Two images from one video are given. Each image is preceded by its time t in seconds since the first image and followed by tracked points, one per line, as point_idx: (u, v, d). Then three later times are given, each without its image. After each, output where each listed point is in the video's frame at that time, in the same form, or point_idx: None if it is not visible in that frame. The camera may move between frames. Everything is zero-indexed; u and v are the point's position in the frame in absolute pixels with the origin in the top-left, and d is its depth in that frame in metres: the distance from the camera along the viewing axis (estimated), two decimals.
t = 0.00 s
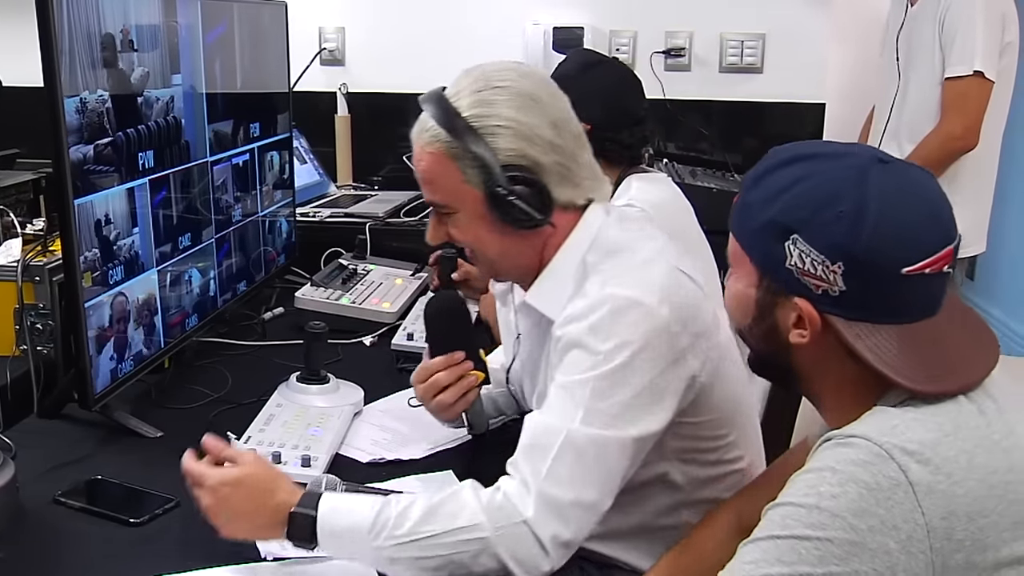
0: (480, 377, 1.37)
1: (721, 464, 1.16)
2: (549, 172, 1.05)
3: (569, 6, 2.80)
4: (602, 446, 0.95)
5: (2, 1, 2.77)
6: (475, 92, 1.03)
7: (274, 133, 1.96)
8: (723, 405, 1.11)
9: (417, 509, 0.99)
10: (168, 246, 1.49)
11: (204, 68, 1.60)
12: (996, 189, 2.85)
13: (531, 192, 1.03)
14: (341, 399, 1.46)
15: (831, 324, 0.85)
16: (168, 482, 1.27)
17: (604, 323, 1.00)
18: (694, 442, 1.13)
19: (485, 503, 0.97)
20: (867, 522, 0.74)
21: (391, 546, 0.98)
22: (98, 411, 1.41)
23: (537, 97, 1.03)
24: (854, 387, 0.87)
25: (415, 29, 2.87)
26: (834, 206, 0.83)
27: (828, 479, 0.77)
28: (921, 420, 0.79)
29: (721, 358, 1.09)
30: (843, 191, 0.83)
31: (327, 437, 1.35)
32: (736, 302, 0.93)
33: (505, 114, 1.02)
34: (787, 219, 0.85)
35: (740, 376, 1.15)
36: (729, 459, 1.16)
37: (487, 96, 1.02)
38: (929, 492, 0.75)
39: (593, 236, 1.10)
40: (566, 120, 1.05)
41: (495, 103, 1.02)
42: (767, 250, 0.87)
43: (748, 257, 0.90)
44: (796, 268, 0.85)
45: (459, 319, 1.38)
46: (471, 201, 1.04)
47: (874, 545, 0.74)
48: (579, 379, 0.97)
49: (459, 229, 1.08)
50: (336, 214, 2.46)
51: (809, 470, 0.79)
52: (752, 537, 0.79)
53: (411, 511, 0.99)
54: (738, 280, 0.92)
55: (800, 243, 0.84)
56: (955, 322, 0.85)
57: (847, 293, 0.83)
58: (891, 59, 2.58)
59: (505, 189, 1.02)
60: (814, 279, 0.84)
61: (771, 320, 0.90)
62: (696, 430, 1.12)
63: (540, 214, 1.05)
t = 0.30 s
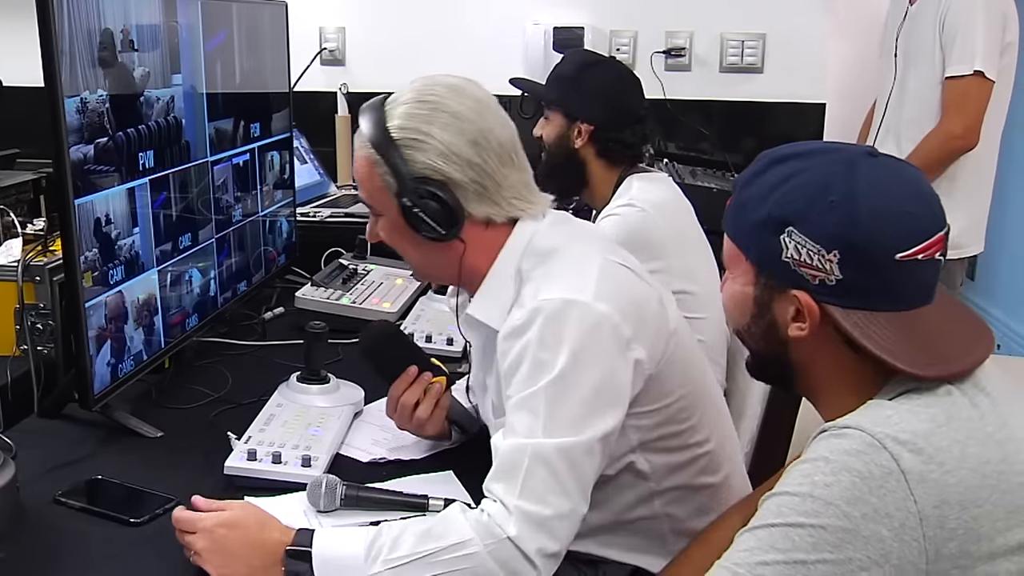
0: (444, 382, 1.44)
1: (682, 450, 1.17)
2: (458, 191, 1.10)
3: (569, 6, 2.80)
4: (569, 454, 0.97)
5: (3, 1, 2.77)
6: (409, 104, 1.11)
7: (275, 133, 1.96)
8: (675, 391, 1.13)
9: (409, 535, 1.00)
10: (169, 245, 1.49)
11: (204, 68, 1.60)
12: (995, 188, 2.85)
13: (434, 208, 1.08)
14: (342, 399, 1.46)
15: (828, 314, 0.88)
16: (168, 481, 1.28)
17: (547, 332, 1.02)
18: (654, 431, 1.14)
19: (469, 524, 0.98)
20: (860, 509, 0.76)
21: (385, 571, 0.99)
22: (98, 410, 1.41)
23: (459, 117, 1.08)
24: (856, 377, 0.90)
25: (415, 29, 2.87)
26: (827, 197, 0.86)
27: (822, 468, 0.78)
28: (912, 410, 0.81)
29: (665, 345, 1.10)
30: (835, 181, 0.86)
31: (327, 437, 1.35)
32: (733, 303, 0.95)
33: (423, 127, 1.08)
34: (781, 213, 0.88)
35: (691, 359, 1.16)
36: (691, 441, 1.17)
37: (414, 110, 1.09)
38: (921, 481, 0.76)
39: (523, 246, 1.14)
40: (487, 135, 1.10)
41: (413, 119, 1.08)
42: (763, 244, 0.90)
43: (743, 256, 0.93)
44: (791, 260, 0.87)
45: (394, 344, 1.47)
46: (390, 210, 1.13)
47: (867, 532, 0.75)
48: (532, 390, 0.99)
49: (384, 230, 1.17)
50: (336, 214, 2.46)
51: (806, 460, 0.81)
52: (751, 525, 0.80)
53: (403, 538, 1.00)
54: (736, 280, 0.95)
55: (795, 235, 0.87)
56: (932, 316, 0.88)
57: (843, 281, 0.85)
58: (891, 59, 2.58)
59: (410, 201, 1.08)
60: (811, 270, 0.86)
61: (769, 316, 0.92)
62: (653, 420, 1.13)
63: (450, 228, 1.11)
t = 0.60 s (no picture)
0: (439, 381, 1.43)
1: (665, 432, 1.17)
2: (441, 171, 1.12)
3: (569, 6, 2.80)
4: (556, 417, 0.97)
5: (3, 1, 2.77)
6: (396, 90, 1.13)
7: (275, 133, 1.96)
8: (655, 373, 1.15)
9: (403, 513, 1.02)
10: (170, 245, 1.50)
11: (204, 68, 1.60)
12: (995, 187, 2.86)
13: (416, 187, 1.10)
14: (342, 399, 1.46)
15: (833, 316, 0.87)
16: (168, 481, 1.28)
17: (526, 305, 1.02)
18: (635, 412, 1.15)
19: (462, 494, 0.99)
20: (859, 501, 0.77)
21: (386, 548, 1.00)
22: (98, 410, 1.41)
23: (443, 99, 1.11)
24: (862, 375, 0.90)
25: (415, 29, 2.87)
26: (832, 198, 0.85)
27: (822, 461, 0.80)
28: (921, 406, 0.82)
29: (641, 328, 1.12)
30: (841, 182, 0.85)
31: (327, 437, 1.35)
32: (736, 303, 0.94)
33: (408, 109, 1.11)
34: (785, 213, 0.87)
35: (671, 336, 1.18)
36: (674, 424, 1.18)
37: (399, 94, 1.11)
38: (922, 475, 0.77)
39: (506, 226, 1.15)
40: (469, 118, 1.12)
41: (397, 102, 1.11)
42: (767, 244, 0.89)
43: (746, 256, 0.92)
44: (796, 260, 0.87)
45: (391, 346, 1.47)
46: (375, 193, 1.15)
47: (866, 525, 0.77)
48: (515, 357, 0.99)
49: (370, 213, 1.19)
50: (336, 214, 2.46)
51: (808, 451, 0.82)
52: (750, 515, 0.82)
53: (398, 516, 1.02)
54: (740, 280, 0.93)
55: (800, 236, 0.86)
56: (935, 319, 0.88)
57: (848, 283, 0.85)
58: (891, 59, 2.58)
59: (393, 180, 1.10)
60: (816, 271, 0.86)
61: (773, 317, 0.92)
62: (634, 399, 1.14)
63: (432, 207, 1.12)
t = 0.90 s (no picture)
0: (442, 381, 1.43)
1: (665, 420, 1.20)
2: (482, 145, 1.16)
3: (569, 6, 2.80)
4: (546, 357, 1.01)
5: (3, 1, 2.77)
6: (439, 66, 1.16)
7: (275, 133, 1.96)
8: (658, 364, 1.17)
9: (386, 472, 1.06)
10: (170, 245, 1.50)
11: (204, 68, 1.60)
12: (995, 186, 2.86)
13: (457, 159, 1.15)
14: (342, 399, 1.46)
15: (890, 290, 0.83)
16: (168, 482, 1.28)
17: (533, 261, 1.08)
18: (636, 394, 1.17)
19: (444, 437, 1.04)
20: (863, 510, 0.76)
21: (376, 505, 1.03)
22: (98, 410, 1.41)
23: (486, 76, 1.14)
24: (900, 359, 0.87)
25: (415, 28, 2.87)
26: (919, 168, 0.80)
27: (826, 465, 0.78)
28: (932, 413, 0.79)
29: (645, 313, 1.15)
30: (931, 154, 0.80)
31: (328, 437, 1.35)
32: (792, 263, 0.90)
33: (452, 85, 1.14)
34: (865, 176, 0.82)
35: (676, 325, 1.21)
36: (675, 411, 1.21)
37: (443, 70, 1.15)
38: (929, 486, 0.75)
39: (531, 203, 1.20)
40: (512, 96, 1.16)
41: (442, 78, 1.14)
42: (837, 206, 0.84)
43: (811, 215, 0.87)
44: (866, 227, 0.82)
45: (392, 347, 1.43)
46: (415, 160, 1.19)
47: (868, 534, 0.75)
48: (515, 301, 1.06)
49: (409, 181, 1.23)
50: (336, 214, 2.45)
51: (811, 454, 0.80)
52: (750, 520, 0.81)
53: (381, 476, 1.06)
54: (801, 238, 0.88)
55: (876, 201, 0.81)
56: (998, 314, 0.83)
57: (918, 259, 0.81)
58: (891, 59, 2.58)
59: (436, 151, 1.14)
60: (884, 241, 0.81)
61: (826, 283, 0.87)
62: (636, 382, 1.17)
63: (472, 178, 1.17)
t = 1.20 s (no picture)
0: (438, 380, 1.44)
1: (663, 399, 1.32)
2: (513, 124, 1.31)
3: (569, 5, 2.80)
4: (517, 307, 1.12)
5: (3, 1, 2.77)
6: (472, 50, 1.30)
7: (276, 133, 1.96)
8: (645, 345, 1.29)
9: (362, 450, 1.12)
10: (170, 247, 1.50)
11: (204, 68, 1.60)
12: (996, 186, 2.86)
13: (492, 133, 1.29)
14: (341, 399, 1.46)
15: (905, 270, 0.84)
16: (168, 482, 1.27)
17: (520, 233, 1.21)
18: (624, 372, 1.29)
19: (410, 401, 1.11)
20: (881, 533, 0.74)
21: (359, 474, 1.08)
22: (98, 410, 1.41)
23: (518, 61, 1.30)
24: (918, 348, 0.87)
25: (415, 29, 2.87)
26: (935, 147, 0.82)
27: (843, 485, 0.76)
28: (953, 430, 0.78)
29: (633, 293, 1.27)
30: (948, 135, 0.82)
31: (328, 437, 1.35)
32: (814, 258, 0.93)
33: (488, 68, 1.29)
34: (882, 155, 0.85)
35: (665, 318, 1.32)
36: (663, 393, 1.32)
37: (479, 55, 1.29)
38: (949, 508, 0.74)
39: (544, 181, 1.34)
40: (539, 83, 1.32)
41: (480, 60, 1.29)
42: (855, 187, 0.86)
43: (833, 203, 0.90)
44: (880, 205, 0.84)
45: (389, 352, 1.50)
46: (450, 136, 1.32)
47: (887, 557, 0.73)
48: (502, 264, 1.19)
49: (437, 154, 1.35)
50: (336, 214, 2.45)
51: (824, 472, 0.79)
52: (763, 539, 0.79)
53: (358, 453, 1.12)
54: (821, 234, 0.92)
55: (890, 179, 0.83)
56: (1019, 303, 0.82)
57: (931, 235, 0.81)
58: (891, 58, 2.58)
59: (473, 126, 1.28)
60: (897, 217, 0.83)
61: (845, 269, 0.89)
62: (625, 359, 1.28)
63: (503, 153, 1.31)
